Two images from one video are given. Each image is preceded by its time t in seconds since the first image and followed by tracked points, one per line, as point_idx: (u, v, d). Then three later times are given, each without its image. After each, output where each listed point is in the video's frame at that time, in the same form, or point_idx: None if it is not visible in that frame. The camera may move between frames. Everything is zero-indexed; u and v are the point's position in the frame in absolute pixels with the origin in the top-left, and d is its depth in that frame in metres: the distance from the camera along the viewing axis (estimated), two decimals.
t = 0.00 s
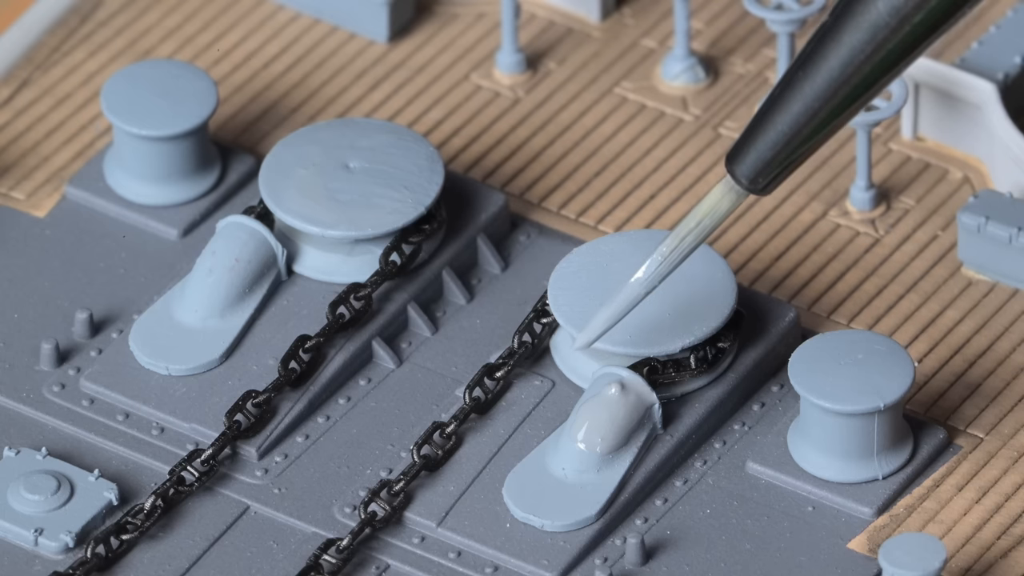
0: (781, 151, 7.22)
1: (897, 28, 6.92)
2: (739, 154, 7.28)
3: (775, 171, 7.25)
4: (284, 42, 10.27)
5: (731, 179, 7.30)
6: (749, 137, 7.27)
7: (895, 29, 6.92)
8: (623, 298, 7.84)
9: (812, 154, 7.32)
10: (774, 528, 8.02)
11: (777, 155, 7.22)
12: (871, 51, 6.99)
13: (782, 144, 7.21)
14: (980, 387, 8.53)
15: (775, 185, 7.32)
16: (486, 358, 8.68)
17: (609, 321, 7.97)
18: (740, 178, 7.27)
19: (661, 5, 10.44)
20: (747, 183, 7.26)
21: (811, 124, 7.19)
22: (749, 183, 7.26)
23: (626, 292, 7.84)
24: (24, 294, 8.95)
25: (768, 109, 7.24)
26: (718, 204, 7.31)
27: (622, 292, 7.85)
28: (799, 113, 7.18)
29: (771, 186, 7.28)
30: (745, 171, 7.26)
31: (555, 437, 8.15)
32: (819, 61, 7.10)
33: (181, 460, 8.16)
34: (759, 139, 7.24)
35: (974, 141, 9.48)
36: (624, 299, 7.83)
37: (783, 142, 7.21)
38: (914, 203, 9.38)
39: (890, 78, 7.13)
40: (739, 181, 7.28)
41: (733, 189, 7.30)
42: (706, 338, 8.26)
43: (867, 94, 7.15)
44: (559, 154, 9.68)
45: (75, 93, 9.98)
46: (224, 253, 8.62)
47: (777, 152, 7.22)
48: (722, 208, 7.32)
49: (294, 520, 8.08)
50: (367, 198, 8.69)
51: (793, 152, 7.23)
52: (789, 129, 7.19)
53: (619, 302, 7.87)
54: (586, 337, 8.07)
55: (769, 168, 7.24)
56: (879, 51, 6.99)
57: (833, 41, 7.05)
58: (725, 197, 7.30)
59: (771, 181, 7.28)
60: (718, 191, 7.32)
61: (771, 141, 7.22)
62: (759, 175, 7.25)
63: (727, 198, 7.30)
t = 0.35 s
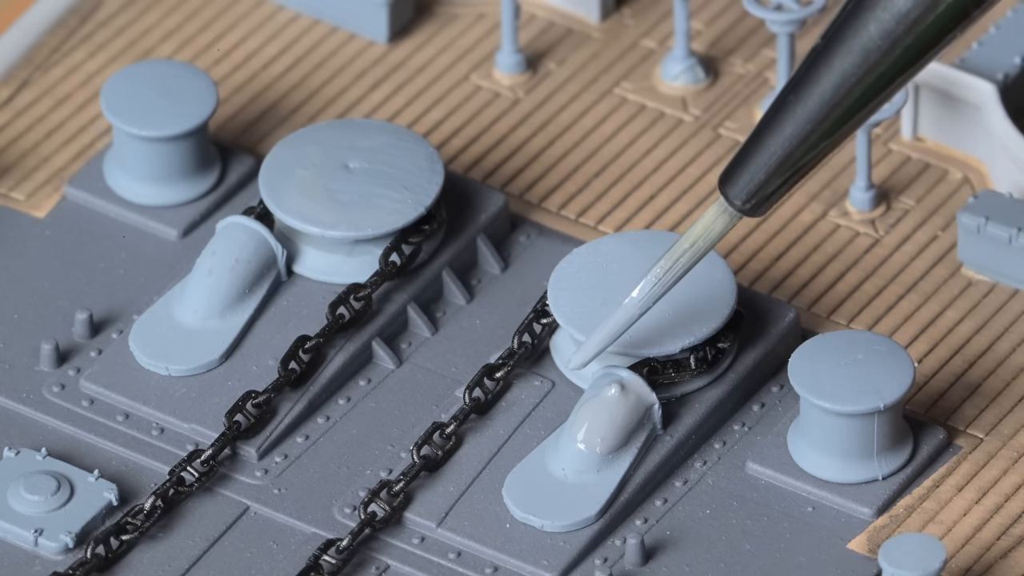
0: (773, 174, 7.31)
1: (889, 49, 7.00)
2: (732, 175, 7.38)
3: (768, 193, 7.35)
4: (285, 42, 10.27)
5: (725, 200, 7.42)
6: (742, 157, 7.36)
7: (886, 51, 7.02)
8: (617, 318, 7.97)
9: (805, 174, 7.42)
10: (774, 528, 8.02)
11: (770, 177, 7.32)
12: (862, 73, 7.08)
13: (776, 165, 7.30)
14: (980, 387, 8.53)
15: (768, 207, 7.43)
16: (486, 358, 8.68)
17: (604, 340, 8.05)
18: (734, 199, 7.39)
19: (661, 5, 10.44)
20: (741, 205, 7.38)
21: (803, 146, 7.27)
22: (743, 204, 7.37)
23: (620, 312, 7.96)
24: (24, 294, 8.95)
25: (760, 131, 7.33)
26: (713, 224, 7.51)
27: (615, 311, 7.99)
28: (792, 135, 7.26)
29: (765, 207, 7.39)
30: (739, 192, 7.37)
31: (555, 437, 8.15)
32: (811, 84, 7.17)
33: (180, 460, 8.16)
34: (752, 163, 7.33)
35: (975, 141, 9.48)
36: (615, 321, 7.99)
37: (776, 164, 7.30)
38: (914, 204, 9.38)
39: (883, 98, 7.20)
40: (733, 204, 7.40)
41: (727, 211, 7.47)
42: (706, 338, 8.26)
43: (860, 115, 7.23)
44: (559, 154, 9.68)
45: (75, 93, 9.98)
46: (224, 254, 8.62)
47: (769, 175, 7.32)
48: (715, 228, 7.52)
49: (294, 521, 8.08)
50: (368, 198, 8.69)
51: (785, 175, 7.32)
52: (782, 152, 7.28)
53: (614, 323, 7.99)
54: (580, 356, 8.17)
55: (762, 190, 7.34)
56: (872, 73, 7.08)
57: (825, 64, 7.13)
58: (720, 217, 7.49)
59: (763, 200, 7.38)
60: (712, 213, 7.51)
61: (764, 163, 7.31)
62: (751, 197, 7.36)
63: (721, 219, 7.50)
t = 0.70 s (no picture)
0: (776, 185, 7.39)
1: (891, 60, 7.11)
2: (736, 186, 7.47)
3: (770, 203, 7.43)
4: (285, 42, 10.27)
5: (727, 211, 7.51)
6: (744, 167, 7.46)
7: (889, 62, 7.12)
8: (620, 330, 8.00)
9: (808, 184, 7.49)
10: (774, 529, 8.02)
11: (773, 187, 7.39)
12: (865, 84, 7.18)
13: (779, 176, 7.38)
14: (980, 387, 8.53)
15: (770, 218, 7.51)
16: (486, 358, 8.68)
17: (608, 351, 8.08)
18: (736, 210, 7.47)
19: (661, 5, 10.44)
20: (744, 215, 7.46)
21: (806, 157, 7.35)
22: (746, 215, 7.46)
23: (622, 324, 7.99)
24: (23, 294, 8.95)
25: (764, 142, 7.42)
26: (714, 237, 7.62)
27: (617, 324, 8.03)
28: (794, 146, 7.34)
29: (767, 218, 7.47)
30: (743, 203, 7.45)
31: (555, 437, 8.15)
32: (814, 95, 7.27)
33: (180, 460, 8.16)
34: (755, 173, 7.41)
35: (974, 140, 9.49)
36: (616, 333, 8.03)
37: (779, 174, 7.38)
38: (913, 204, 9.37)
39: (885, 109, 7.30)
40: (736, 215, 7.48)
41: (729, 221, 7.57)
42: (706, 338, 8.26)
43: (862, 126, 7.31)
44: (559, 154, 9.68)
45: (75, 93, 9.98)
46: (224, 254, 8.62)
47: (772, 186, 7.39)
48: (717, 240, 7.62)
49: (294, 521, 8.08)
50: (367, 198, 8.69)
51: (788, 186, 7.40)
52: (785, 163, 7.36)
53: (617, 335, 8.02)
54: (583, 369, 8.18)
55: (765, 200, 7.42)
56: (874, 84, 7.19)
57: (827, 75, 7.23)
58: (722, 228, 7.58)
59: (766, 213, 7.47)
60: (714, 224, 7.61)
61: (766, 174, 7.39)
62: (754, 208, 7.44)
63: (723, 231, 7.60)
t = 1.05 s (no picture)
0: (779, 197, 7.46)
1: (893, 73, 7.17)
2: (739, 199, 7.55)
3: (774, 215, 7.50)
4: (285, 42, 10.28)
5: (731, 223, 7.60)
6: (747, 180, 7.53)
7: (891, 75, 7.18)
8: (624, 342, 8.04)
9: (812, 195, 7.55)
10: (774, 529, 8.02)
11: (777, 199, 7.46)
12: (868, 97, 7.23)
13: (782, 188, 7.44)
14: (980, 387, 8.53)
15: (774, 229, 7.58)
16: (486, 358, 8.68)
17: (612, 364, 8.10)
18: (740, 222, 7.55)
19: (661, 5, 10.44)
20: (747, 228, 7.55)
21: (809, 169, 7.41)
22: (750, 228, 7.54)
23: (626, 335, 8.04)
24: (23, 294, 8.95)
25: (767, 155, 7.48)
26: (719, 249, 7.73)
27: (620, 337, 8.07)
28: (797, 158, 7.40)
29: (770, 230, 7.55)
30: (745, 216, 7.54)
31: (555, 437, 8.15)
32: (817, 108, 7.32)
33: (180, 460, 8.16)
34: (759, 185, 7.48)
35: (975, 141, 9.49)
36: (619, 346, 8.07)
37: (782, 187, 7.44)
38: (914, 204, 9.37)
39: (888, 122, 7.34)
40: (739, 226, 7.57)
41: (733, 233, 7.68)
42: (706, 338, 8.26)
43: (865, 139, 7.36)
44: (559, 154, 9.68)
45: (75, 93, 9.98)
46: (225, 254, 8.62)
47: (775, 198, 7.46)
48: (722, 252, 7.73)
49: (294, 521, 8.08)
50: (367, 198, 8.69)
51: (791, 198, 7.46)
52: (789, 176, 7.42)
53: (621, 347, 8.05)
54: (585, 382, 8.18)
55: (769, 212, 7.49)
56: (877, 97, 7.24)
57: (829, 88, 7.29)
58: (726, 240, 7.70)
59: (770, 228, 7.56)
60: (718, 236, 7.72)
61: (770, 186, 7.46)
62: (758, 220, 7.52)
63: (727, 242, 7.71)
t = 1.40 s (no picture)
0: (788, 205, 7.34)
1: (904, 79, 7.08)
2: (748, 207, 7.42)
3: (784, 223, 7.38)
4: (285, 42, 10.28)
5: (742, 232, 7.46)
6: (757, 189, 7.41)
7: (901, 82, 7.09)
8: (635, 349, 7.96)
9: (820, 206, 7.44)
10: (773, 529, 8.02)
11: (787, 207, 7.34)
12: (878, 104, 7.14)
13: (792, 196, 7.33)
14: (980, 387, 8.53)
15: (783, 238, 7.45)
16: (486, 358, 8.68)
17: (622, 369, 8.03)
18: (749, 230, 7.41)
19: (661, 5, 10.44)
20: (757, 236, 7.41)
21: (820, 177, 7.31)
22: (759, 235, 7.40)
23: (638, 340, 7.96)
24: (23, 294, 8.95)
25: (776, 163, 7.37)
26: (730, 256, 7.54)
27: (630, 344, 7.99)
28: (807, 166, 7.30)
29: (780, 238, 7.42)
30: (755, 223, 7.40)
31: (555, 437, 8.16)
32: (827, 115, 7.23)
33: (180, 460, 8.16)
34: (768, 193, 7.36)
35: (976, 141, 9.49)
36: (630, 352, 8.00)
37: (792, 195, 7.33)
38: (914, 204, 9.37)
39: (899, 129, 7.26)
40: (749, 235, 7.43)
41: (743, 242, 7.50)
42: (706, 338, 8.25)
43: (875, 147, 7.28)
44: (559, 154, 9.68)
45: (75, 93, 9.98)
46: (225, 254, 8.63)
47: (785, 205, 7.34)
48: (732, 260, 7.55)
49: (294, 521, 8.08)
50: (367, 198, 8.69)
51: (800, 207, 7.35)
52: (798, 183, 7.31)
53: (632, 353, 7.97)
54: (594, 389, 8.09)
55: (778, 220, 7.37)
56: (887, 104, 7.15)
57: (839, 95, 7.20)
58: (737, 248, 7.52)
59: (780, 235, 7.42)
60: (729, 244, 7.54)
61: (780, 194, 7.34)
62: (768, 228, 7.39)
63: (738, 251, 7.53)
